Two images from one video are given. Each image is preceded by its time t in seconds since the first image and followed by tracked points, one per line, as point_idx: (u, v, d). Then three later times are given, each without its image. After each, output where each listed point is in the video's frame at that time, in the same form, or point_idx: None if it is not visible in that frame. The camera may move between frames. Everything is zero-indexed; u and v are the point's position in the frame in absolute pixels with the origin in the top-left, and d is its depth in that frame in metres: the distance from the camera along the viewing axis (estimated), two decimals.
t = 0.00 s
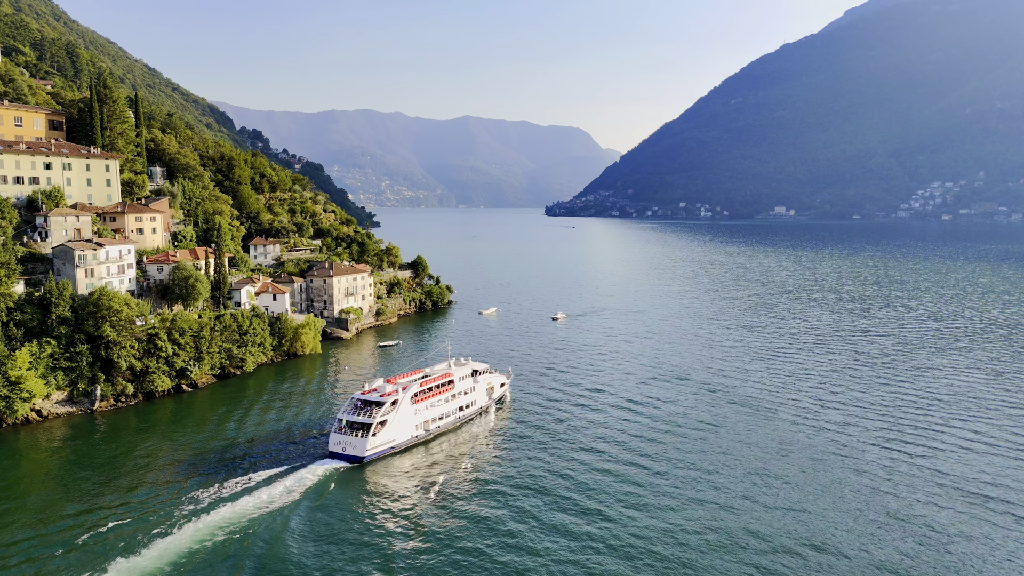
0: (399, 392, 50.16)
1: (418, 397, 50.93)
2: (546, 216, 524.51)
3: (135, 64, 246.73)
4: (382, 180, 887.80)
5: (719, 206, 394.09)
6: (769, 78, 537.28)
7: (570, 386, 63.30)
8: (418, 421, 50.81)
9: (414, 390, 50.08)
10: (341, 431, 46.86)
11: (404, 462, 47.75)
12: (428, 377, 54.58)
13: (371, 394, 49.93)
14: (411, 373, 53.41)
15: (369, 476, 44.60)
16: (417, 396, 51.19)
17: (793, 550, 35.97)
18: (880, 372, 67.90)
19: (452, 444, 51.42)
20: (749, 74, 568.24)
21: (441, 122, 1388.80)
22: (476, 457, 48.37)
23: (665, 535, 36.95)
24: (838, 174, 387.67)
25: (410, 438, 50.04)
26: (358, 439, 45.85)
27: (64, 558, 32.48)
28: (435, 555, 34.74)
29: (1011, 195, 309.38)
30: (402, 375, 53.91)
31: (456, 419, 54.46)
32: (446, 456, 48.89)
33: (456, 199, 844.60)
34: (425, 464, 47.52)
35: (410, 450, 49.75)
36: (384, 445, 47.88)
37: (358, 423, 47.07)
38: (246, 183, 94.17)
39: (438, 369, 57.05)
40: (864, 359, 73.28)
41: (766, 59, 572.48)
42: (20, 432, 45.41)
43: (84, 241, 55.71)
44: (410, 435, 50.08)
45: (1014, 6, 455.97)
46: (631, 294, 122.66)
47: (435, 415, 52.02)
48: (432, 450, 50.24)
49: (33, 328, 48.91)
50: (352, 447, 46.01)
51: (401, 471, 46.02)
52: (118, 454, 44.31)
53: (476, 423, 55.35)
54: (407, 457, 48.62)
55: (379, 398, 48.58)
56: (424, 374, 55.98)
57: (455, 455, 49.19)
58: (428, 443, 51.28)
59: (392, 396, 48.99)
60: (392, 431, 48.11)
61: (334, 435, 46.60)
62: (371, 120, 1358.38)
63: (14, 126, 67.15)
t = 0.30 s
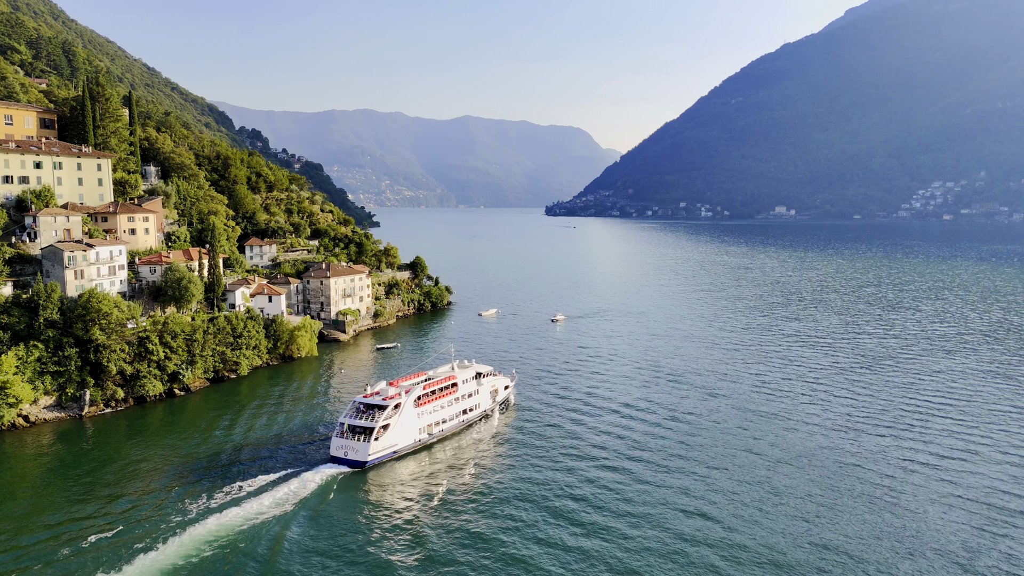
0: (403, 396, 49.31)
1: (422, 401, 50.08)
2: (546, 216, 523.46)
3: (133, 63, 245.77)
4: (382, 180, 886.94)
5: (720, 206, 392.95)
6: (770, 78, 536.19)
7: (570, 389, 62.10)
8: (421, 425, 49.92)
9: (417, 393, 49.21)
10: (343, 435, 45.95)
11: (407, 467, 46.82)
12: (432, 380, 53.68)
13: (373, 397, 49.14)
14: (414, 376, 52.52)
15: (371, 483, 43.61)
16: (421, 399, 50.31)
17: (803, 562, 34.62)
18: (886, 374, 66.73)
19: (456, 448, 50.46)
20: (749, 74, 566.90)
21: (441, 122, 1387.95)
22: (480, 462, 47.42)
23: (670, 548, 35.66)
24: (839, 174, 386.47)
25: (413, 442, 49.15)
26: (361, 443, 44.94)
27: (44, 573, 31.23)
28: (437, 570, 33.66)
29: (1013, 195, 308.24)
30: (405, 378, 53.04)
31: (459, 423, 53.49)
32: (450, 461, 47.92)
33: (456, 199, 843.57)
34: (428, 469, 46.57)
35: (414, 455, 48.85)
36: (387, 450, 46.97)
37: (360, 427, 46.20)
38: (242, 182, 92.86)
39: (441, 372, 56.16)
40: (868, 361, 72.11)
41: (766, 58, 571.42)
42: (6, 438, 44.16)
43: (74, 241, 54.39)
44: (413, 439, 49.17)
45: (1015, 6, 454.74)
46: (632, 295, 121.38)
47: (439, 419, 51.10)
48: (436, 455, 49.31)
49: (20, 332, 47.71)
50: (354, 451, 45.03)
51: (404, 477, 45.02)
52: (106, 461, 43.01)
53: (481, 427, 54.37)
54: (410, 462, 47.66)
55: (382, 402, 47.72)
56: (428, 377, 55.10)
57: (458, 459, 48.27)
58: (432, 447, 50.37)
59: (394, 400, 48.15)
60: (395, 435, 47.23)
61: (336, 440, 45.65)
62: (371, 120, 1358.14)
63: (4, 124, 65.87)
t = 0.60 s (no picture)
0: (406, 399, 48.35)
1: (425, 404, 49.05)
2: (546, 216, 522.12)
3: (132, 62, 244.69)
4: (382, 180, 885.77)
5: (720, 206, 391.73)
6: (770, 78, 535.20)
7: (570, 393, 60.86)
8: (425, 429, 48.84)
9: (420, 397, 48.20)
10: (346, 439, 44.94)
11: (410, 473, 45.77)
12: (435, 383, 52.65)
13: (376, 401, 48.17)
14: (417, 379, 51.54)
15: (373, 489, 42.62)
16: (424, 403, 49.28)
17: None
18: (892, 378, 65.43)
19: (459, 452, 49.38)
20: (749, 74, 565.44)
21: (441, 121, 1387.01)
22: (484, 467, 46.45)
23: (676, 564, 34.31)
24: (840, 174, 385.11)
25: (416, 446, 48.12)
26: (364, 448, 44.01)
27: None
28: None
29: (1014, 195, 306.90)
30: (408, 381, 51.98)
31: (463, 426, 52.40)
32: (453, 466, 46.87)
33: (456, 199, 842.08)
34: (431, 474, 45.52)
35: (417, 460, 47.79)
36: (389, 455, 45.97)
37: (362, 432, 45.22)
38: (238, 182, 91.52)
39: (445, 374, 55.13)
40: (874, 364, 70.80)
41: (767, 58, 570.32)
42: None
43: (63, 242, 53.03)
44: (416, 443, 48.17)
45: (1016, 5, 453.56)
46: (633, 296, 120.09)
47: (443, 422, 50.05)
48: (439, 459, 48.27)
49: (7, 335, 46.42)
50: (356, 456, 44.06)
51: (406, 483, 43.99)
52: (94, 468, 41.75)
53: (485, 430, 53.30)
54: (413, 467, 46.64)
55: (385, 406, 46.75)
56: (431, 380, 54.13)
57: (462, 464, 47.24)
58: (435, 452, 49.30)
59: (397, 404, 47.16)
60: (398, 439, 46.23)
61: (337, 444, 44.68)
62: (371, 120, 1357.39)
63: None
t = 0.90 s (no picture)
0: (409, 402, 47.25)
1: (429, 407, 47.90)
2: (546, 215, 520.55)
3: (130, 62, 243.02)
4: (382, 180, 883.89)
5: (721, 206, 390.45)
6: (771, 77, 534.06)
7: (571, 397, 59.54)
8: (428, 433, 47.68)
9: (424, 400, 47.05)
10: (348, 444, 43.83)
11: (414, 478, 44.64)
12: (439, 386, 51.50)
13: (378, 405, 47.04)
14: (420, 382, 50.46)
15: (376, 495, 41.47)
16: (428, 406, 48.13)
17: None
18: (900, 382, 64.10)
19: (464, 456, 48.23)
20: (750, 73, 563.89)
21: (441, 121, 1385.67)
22: (489, 472, 45.28)
23: None
24: (841, 173, 383.72)
25: (420, 451, 46.96)
26: (366, 452, 42.93)
27: None
28: None
29: (1015, 195, 305.70)
30: (411, 385, 50.86)
31: (467, 430, 51.22)
32: (457, 471, 45.76)
33: (456, 199, 840.35)
34: (435, 479, 44.41)
35: (420, 465, 46.66)
36: (393, 460, 44.83)
37: (365, 436, 44.17)
38: (233, 181, 90.21)
39: (448, 377, 54.02)
40: (880, 367, 69.45)
41: (767, 58, 569.08)
42: None
43: (52, 243, 51.64)
44: (420, 448, 47.03)
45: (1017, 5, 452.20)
46: (634, 297, 118.66)
47: (447, 426, 48.95)
48: (443, 464, 47.05)
49: None
50: (359, 461, 42.97)
51: (410, 490, 42.81)
52: (80, 476, 40.33)
53: (489, 434, 52.12)
54: (416, 472, 45.48)
55: (388, 409, 45.65)
56: (434, 383, 53.06)
57: (467, 469, 46.17)
58: (439, 456, 48.11)
59: (400, 407, 46.01)
60: (401, 444, 45.06)
61: (339, 449, 43.62)
62: (371, 120, 1355.75)
63: None
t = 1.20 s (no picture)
0: (412, 406, 46.10)
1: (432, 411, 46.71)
2: (546, 215, 519.34)
3: (129, 62, 241.56)
4: (382, 180, 882.38)
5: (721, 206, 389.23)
6: (771, 77, 532.69)
7: (572, 401, 58.14)
8: (432, 438, 46.51)
9: (428, 404, 45.92)
10: (350, 449, 42.75)
11: (417, 484, 43.56)
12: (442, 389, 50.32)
13: (381, 408, 45.91)
14: (423, 385, 49.33)
15: (379, 503, 40.38)
16: (431, 410, 47.01)
17: None
18: (908, 386, 62.73)
19: (468, 462, 47.08)
20: (750, 73, 562.54)
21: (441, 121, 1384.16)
22: (494, 478, 44.23)
23: None
24: (841, 173, 382.32)
25: (423, 456, 45.83)
26: (369, 458, 41.82)
27: None
28: None
29: (1016, 195, 304.37)
30: (414, 388, 49.73)
31: (471, 435, 50.04)
32: (461, 477, 44.68)
33: (456, 199, 838.91)
34: (440, 485, 43.38)
35: (423, 470, 45.55)
36: (396, 465, 43.73)
37: (368, 441, 43.07)
38: (229, 181, 88.95)
39: (451, 380, 52.84)
40: (887, 370, 68.07)
41: (768, 57, 567.73)
42: None
43: (40, 244, 50.32)
44: (423, 452, 45.87)
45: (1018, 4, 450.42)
46: (636, 298, 117.23)
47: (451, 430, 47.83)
48: (447, 469, 45.96)
49: None
50: (361, 467, 41.82)
51: (413, 496, 41.80)
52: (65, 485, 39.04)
53: (493, 438, 51.00)
54: (420, 478, 44.37)
55: (391, 413, 44.52)
56: (437, 386, 51.88)
57: (471, 474, 45.10)
58: (443, 461, 47.00)
59: (404, 411, 44.89)
60: (404, 449, 43.95)
61: (341, 454, 42.46)
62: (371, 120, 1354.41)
63: None
